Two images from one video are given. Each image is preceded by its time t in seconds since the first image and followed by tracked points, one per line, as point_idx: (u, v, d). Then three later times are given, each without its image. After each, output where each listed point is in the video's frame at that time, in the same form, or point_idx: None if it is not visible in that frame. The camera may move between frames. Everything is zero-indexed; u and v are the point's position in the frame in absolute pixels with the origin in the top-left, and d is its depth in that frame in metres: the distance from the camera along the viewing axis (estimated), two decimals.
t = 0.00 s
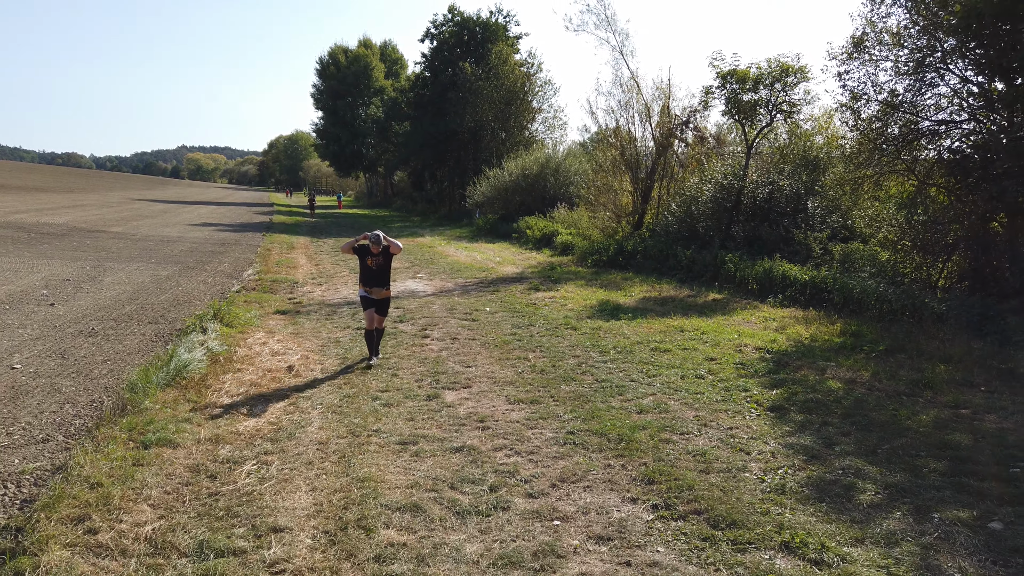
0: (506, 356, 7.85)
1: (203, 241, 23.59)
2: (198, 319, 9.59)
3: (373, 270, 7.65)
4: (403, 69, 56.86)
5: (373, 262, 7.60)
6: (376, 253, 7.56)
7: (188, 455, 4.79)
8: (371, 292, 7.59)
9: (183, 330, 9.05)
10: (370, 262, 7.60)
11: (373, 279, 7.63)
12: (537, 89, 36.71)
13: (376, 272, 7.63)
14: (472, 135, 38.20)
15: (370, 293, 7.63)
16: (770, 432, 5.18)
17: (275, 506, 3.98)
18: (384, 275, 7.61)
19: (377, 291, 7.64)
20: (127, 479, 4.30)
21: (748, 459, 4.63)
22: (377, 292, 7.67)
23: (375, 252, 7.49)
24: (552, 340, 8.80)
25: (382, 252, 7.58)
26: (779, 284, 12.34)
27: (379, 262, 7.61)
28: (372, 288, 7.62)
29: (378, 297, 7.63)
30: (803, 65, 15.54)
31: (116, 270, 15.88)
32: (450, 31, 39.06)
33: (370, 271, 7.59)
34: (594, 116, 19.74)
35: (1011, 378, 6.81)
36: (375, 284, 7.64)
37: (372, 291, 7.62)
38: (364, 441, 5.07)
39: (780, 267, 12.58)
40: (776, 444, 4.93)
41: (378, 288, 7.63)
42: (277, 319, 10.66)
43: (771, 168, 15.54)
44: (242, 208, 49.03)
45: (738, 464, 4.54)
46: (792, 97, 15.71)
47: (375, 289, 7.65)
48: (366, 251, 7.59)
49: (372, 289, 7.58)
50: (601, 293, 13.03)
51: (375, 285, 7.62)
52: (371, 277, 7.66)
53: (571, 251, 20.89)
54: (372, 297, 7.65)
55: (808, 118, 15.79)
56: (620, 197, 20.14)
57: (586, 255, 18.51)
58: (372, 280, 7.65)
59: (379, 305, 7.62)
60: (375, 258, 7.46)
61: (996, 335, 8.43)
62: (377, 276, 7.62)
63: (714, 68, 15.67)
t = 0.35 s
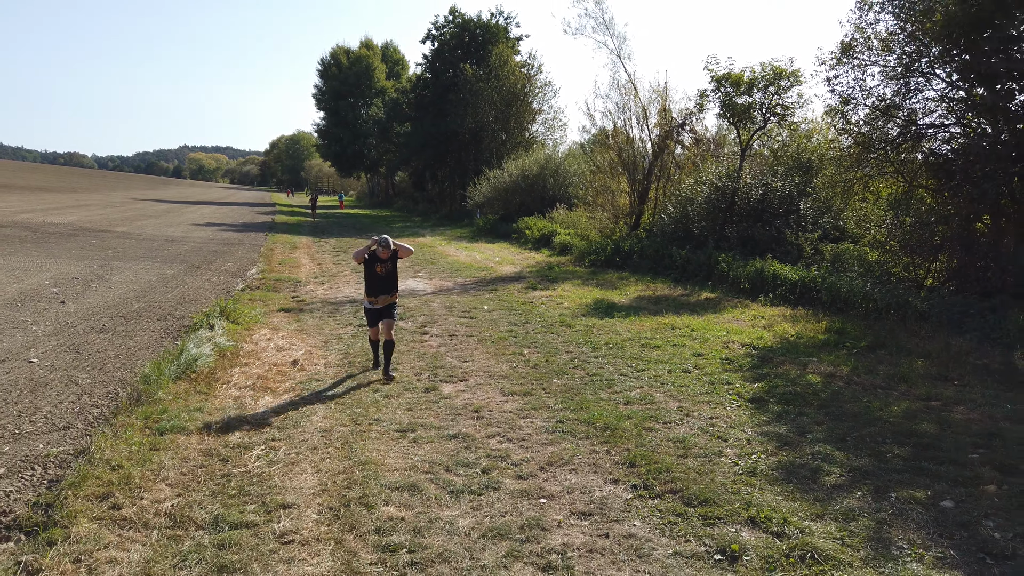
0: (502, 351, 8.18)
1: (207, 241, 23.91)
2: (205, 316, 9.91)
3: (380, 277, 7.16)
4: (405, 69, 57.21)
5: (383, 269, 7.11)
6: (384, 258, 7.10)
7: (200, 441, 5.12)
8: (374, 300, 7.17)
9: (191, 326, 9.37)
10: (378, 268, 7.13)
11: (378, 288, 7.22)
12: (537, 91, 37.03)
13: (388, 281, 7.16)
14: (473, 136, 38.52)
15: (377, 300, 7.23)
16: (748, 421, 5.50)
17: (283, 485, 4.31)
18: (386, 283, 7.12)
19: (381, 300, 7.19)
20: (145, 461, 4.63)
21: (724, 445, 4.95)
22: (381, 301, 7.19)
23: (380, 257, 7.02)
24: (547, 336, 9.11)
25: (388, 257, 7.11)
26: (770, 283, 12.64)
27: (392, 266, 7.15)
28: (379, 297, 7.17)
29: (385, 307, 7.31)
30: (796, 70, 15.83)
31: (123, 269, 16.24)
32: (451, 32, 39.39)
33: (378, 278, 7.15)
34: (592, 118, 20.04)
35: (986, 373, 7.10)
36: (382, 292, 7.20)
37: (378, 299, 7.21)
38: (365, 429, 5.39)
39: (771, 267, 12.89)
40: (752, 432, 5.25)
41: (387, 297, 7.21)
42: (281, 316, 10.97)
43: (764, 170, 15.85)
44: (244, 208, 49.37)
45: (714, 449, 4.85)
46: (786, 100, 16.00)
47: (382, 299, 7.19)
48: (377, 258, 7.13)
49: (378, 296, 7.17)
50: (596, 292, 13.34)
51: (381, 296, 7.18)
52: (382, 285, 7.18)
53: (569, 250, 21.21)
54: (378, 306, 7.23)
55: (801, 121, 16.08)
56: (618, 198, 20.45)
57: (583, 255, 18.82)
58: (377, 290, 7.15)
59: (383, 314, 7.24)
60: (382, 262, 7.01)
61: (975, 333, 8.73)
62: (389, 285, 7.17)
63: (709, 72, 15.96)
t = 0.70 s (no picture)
0: (496, 343, 8.52)
1: (210, 240, 24.26)
2: (210, 310, 10.25)
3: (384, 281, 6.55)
4: (405, 70, 57.58)
5: (387, 271, 6.51)
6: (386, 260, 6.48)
7: (209, 422, 5.46)
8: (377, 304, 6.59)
9: (196, 320, 9.71)
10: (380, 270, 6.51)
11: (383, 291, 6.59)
12: (536, 92, 37.36)
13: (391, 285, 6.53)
14: (473, 137, 38.86)
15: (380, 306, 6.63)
16: (725, 404, 5.83)
17: (288, 459, 4.65)
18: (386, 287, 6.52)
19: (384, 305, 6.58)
20: (159, 438, 4.97)
21: (700, 425, 5.29)
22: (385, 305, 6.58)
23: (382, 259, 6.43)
24: (541, 329, 9.44)
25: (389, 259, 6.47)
26: (759, 280, 12.97)
27: (397, 269, 6.55)
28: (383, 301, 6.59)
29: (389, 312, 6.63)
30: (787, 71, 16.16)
31: (128, 267, 16.58)
32: (451, 34, 39.74)
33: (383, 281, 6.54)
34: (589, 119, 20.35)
35: (958, 363, 7.43)
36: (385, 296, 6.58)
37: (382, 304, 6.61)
38: (364, 411, 5.73)
39: (761, 264, 13.22)
40: (728, 414, 5.58)
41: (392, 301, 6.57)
42: (283, 311, 11.31)
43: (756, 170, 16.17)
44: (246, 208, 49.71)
45: (691, 428, 5.19)
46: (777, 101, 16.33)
47: (388, 304, 6.56)
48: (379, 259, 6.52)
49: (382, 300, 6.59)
50: (591, 288, 13.67)
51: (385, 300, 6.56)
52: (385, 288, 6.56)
53: (566, 249, 21.54)
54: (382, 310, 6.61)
55: (793, 122, 16.42)
56: (614, 197, 20.78)
57: (580, 253, 19.16)
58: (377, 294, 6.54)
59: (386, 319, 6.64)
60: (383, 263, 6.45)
61: (953, 326, 9.06)
62: (395, 289, 6.58)
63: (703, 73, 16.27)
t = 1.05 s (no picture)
0: (494, 338, 8.84)
1: (213, 239, 24.56)
2: (217, 307, 10.56)
3: (396, 287, 6.25)
4: (405, 71, 57.86)
5: (402, 277, 6.23)
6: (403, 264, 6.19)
7: (221, 410, 5.78)
8: (387, 313, 6.28)
9: (204, 317, 10.01)
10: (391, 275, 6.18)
11: (392, 298, 6.29)
12: (535, 93, 37.64)
13: (404, 293, 6.27)
14: (473, 138, 39.17)
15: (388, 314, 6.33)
16: (709, 394, 6.15)
17: (296, 443, 4.97)
18: (401, 293, 6.27)
19: (399, 313, 6.30)
20: (175, 425, 5.29)
21: (684, 413, 5.61)
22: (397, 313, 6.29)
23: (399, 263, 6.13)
24: (537, 326, 9.77)
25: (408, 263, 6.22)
26: (751, 278, 13.30)
27: (410, 276, 6.26)
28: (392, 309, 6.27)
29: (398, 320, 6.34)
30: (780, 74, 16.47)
31: (134, 266, 16.88)
32: (451, 35, 40.03)
33: (395, 288, 6.25)
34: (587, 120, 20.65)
35: (935, 356, 7.75)
36: (397, 303, 6.31)
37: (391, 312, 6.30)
38: (367, 401, 6.05)
39: (753, 263, 13.54)
40: (711, 403, 5.90)
41: (404, 310, 6.28)
42: (287, 308, 11.61)
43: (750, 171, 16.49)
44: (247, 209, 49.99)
45: (675, 416, 5.50)
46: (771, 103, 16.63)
47: (397, 313, 6.28)
48: (391, 264, 6.20)
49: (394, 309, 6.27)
50: (587, 287, 13.99)
51: (396, 308, 6.28)
52: (393, 296, 6.28)
53: (564, 249, 21.86)
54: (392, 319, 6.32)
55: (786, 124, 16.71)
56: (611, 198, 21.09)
57: (577, 253, 19.48)
58: (391, 301, 6.23)
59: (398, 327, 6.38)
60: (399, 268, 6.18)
61: (935, 321, 9.38)
62: (408, 296, 6.31)
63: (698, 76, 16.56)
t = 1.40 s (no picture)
0: (488, 336, 9.14)
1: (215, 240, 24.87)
2: (220, 307, 10.85)
3: (403, 297, 5.57)
4: (405, 71, 58.13)
5: (408, 284, 5.54)
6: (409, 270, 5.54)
7: (226, 404, 6.09)
8: (397, 326, 5.58)
9: (207, 316, 10.30)
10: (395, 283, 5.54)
11: (400, 308, 5.60)
12: (534, 94, 37.91)
13: (412, 302, 5.57)
14: (473, 138, 39.46)
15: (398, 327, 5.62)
16: (690, 390, 6.45)
17: (298, 435, 5.28)
18: (411, 303, 5.58)
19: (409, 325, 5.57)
20: (183, 418, 5.59)
21: (665, 407, 5.91)
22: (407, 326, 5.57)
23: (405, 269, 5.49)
24: (530, 324, 10.07)
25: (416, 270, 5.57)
26: (741, 278, 13.60)
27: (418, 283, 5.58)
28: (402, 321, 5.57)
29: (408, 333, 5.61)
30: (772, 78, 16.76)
31: (138, 266, 17.18)
32: (450, 36, 40.31)
33: (402, 297, 5.56)
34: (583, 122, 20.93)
35: (912, 354, 8.06)
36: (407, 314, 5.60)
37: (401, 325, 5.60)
38: (365, 395, 6.36)
39: (743, 263, 13.85)
40: (692, 398, 6.20)
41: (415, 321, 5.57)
42: (288, 308, 11.91)
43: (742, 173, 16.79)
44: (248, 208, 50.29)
45: (657, 410, 5.81)
46: (763, 106, 16.92)
47: (407, 325, 5.56)
48: (396, 272, 5.57)
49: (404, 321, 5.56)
50: (581, 287, 14.28)
51: (406, 320, 5.56)
52: (401, 307, 5.60)
53: (561, 249, 22.17)
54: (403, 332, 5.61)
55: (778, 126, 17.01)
56: (608, 198, 21.38)
57: (573, 253, 19.78)
58: (398, 313, 5.51)
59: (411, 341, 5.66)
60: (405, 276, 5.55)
61: (915, 320, 9.69)
62: (417, 306, 5.59)
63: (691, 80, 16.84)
